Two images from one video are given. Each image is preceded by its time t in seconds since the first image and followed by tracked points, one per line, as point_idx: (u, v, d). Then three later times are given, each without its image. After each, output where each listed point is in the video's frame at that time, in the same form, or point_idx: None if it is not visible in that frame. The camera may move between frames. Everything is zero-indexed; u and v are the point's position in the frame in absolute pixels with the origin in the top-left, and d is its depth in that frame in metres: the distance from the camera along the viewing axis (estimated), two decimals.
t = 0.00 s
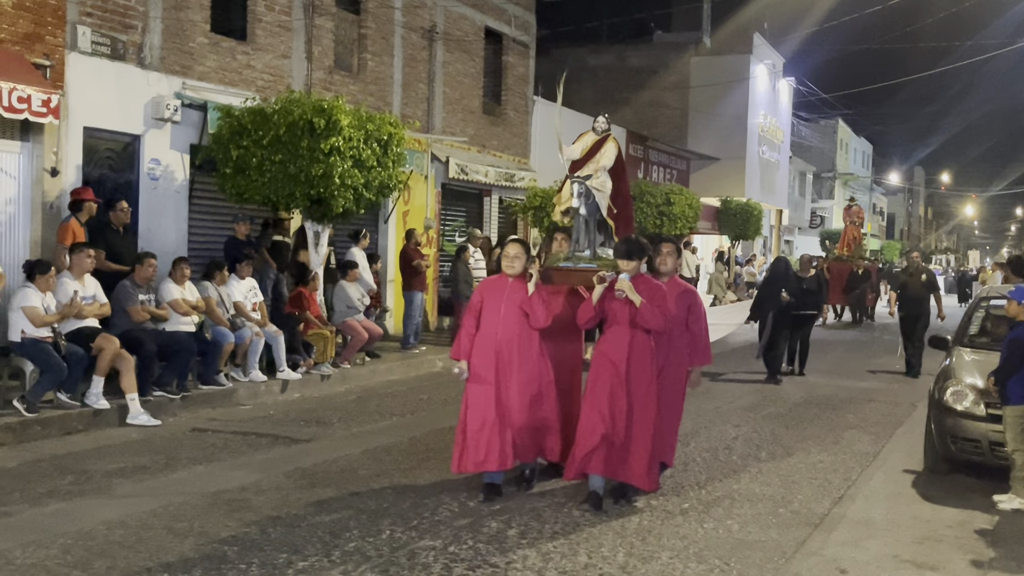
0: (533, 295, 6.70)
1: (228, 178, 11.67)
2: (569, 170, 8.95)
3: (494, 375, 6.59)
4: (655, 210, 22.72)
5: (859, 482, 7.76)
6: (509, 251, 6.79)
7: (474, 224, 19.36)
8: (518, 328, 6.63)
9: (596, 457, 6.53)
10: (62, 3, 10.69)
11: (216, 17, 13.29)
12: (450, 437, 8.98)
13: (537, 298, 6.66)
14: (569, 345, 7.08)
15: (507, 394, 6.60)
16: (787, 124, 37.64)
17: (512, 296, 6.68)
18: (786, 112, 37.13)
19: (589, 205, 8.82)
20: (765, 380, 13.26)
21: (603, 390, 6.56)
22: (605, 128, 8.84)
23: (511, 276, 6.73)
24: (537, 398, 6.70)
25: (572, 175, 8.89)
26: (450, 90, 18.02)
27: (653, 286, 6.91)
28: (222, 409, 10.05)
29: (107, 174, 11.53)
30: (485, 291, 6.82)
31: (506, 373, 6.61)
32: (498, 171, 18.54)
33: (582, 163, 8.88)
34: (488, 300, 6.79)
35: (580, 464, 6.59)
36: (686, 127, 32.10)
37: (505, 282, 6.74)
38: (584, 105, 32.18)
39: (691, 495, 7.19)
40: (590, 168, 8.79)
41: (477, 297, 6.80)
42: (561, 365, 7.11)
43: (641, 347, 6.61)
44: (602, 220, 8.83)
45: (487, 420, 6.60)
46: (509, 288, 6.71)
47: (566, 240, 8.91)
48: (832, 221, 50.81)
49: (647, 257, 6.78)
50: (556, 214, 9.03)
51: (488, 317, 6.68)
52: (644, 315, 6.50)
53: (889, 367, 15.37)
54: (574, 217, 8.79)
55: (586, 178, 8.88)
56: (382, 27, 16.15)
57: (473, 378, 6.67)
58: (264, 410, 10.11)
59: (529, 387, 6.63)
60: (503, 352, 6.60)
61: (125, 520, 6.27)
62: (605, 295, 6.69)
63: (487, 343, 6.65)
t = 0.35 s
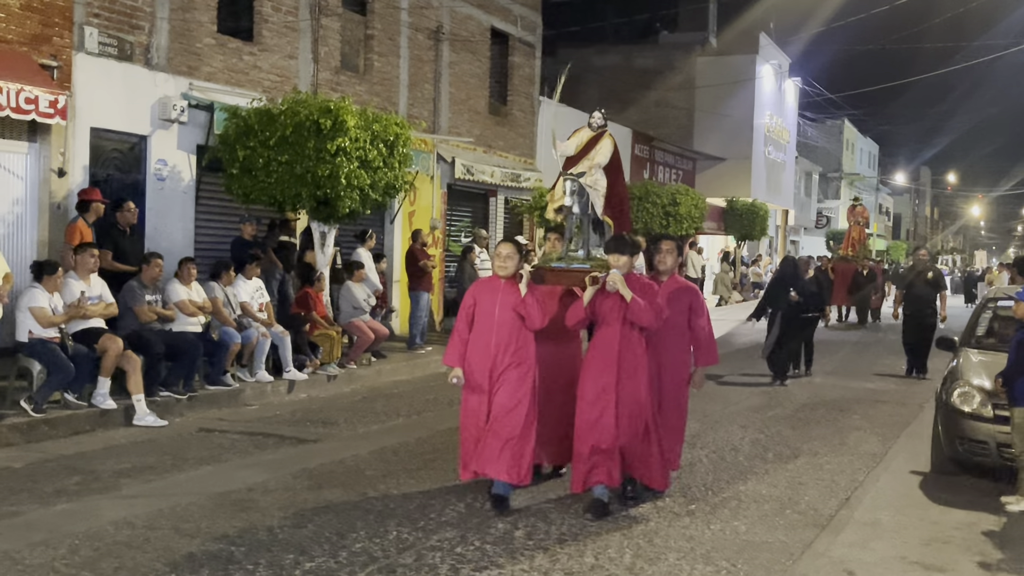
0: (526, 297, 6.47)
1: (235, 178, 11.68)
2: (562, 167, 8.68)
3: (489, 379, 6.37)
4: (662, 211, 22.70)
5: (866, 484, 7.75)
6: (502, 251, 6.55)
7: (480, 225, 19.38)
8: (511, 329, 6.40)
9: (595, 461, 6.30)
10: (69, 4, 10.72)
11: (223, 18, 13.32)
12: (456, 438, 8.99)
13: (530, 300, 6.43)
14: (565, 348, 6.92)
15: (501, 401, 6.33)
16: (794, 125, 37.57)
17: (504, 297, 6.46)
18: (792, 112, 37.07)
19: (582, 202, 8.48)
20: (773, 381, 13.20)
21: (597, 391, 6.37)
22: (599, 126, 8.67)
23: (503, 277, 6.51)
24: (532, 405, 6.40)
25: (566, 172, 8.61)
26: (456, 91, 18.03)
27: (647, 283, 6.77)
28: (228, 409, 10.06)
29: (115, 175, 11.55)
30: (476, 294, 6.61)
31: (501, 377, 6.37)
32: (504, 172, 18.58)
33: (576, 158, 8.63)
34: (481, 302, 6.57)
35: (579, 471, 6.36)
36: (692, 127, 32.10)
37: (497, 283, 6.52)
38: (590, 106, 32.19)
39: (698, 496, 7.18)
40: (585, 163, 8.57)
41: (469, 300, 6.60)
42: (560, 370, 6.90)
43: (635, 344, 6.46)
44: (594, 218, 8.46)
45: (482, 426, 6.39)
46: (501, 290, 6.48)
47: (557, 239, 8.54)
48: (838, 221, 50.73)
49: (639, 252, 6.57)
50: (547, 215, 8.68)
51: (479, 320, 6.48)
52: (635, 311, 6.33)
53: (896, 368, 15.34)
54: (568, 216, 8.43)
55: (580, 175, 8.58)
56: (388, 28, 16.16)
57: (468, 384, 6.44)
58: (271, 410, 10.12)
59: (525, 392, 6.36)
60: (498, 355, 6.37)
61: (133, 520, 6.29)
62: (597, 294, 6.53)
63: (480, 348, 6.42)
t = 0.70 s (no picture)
0: (522, 298, 6.32)
1: (242, 178, 11.69)
2: (551, 165, 8.48)
3: (488, 384, 6.22)
4: (669, 211, 22.65)
5: (874, 484, 7.72)
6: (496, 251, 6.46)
7: (487, 225, 19.38)
8: (509, 332, 6.25)
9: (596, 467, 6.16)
10: (77, 4, 10.74)
11: (230, 18, 13.33)
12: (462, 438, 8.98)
13: (527, 302, 6.29)
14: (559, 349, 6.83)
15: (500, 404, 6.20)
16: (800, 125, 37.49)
17: (501, 299, 6.32)
18: (799, 111, 36.99)
19: (573, 198, 8.30)
20: (776, 384, 13.17)
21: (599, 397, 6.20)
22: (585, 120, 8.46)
23: (500, 278, 6.38)
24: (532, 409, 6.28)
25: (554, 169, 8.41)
26: (463, 91, 18.03)
27: (648, 286, 6.57)
28: (236, 409, 10.07)
29: (122, 175, 11.57)
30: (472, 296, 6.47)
31: (500, 381, 6.23)
32: (510, 172, 18.76)
33: (562, 154, 8.41)
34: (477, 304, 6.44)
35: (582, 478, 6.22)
36: (698, 127, 32.15)
37: (494, 285, 6.39)
38: (596, 106, 32.15)
39: (706, 496, 7.17)
40: (572, 159, 8.35)
41: (466, 302, 6.48)
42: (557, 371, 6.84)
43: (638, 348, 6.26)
44: (586, 214, 8.30)
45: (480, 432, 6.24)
46: (498, 291, 6.36)
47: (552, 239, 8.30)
48: (845, 221, 50.61)
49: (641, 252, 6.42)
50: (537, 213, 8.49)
51: (477, 322, 6.34)
52: (637, 317, 6.14)
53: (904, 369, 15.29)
54: (558, 214, 8.25)
55: (569, 171, 8.37)
56: (395, 28, 16.16)
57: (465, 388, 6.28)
58: (278, 410, 10.13)
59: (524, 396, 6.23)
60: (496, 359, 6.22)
61: (141, 519, 6.29)
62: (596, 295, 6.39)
63: (478, 351, 6.28)
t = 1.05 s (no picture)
0: (511, 301, 6.16)
1: (250, 180, 11.71)
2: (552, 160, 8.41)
3: (475, 390, 6.05)
4: (676, 212, 22.65)
5: (882, 486, 7.71)
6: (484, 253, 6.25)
7: (494, 226, 19.40)
8: (496, 336, 6.09)
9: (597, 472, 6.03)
10: (86, 6, 10.78)
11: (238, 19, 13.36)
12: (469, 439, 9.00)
13: (516, 304, 6.14)
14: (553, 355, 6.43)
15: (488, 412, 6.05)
16: (808, 126, 37.44)
17: (488, 302, 6.16)
18: (806, 113, 36.95)
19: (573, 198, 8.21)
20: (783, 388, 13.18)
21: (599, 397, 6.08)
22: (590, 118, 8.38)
23: (486, 282, 6.20)
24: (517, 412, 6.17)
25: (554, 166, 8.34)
26: (470, 92, 18.04)
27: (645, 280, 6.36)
28: (243, 410, 10.09)
29: (130, 176, 11.60)
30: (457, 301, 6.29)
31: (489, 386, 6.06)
32: (517, 173, 18.76)
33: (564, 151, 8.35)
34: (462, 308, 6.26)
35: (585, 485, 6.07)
36: (705, 127, 32.15)
37: (479, 289, 6.20)
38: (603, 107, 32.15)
39: (713, 497, 7.17)
40: (574, 157, 8.28)
41: (450, 307, 6.29)
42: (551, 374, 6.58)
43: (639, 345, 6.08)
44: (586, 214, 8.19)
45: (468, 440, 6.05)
46: (484, 294, 6.18)
47: (545, 240, 8.17)
48: (853, 223, 50.53)
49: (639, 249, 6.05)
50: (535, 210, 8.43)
51: (462, 327, 6.17)
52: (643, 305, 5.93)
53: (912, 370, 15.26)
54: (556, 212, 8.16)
55: (569, 169, 8.27)
56: (402, 30, 16.19)
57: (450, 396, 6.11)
58: (285, 411, 10.15)
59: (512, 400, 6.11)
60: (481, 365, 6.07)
61: (150, 520, 6.31)
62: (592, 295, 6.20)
63: (463, 357, 6.11)
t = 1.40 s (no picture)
0: (496, 306, 6.04)
1: (256, 184, 11.74)
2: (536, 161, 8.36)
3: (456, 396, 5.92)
4: (682, 215, 22.65)
5: (889, 490, 7.69)
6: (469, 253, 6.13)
7: (500, 230, 19.41)
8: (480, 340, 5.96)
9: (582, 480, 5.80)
10: (94, 11, 10.81)
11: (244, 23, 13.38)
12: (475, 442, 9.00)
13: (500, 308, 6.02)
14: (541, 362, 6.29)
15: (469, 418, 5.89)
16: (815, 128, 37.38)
17: (472, 305, 6.03)
18: (813, 115, 36.89)
19: (557, 201, 8.13)
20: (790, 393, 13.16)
21: (586, 404, 5.85)
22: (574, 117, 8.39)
23: (470, 285, 6.09)
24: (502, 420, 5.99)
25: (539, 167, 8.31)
26: (476, 96, 18.06)
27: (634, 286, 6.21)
28: (250, 413, 10.11)
29: (138, 180, 11.63)
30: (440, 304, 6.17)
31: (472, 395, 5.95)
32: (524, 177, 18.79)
33: (548, 152, 8.32)
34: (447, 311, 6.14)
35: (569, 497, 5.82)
36: (712, 130, 32.12)
37: (464, 292, 6.10)
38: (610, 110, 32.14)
39: (720, 502, 7.14)
40: (560, 157, 8.25)
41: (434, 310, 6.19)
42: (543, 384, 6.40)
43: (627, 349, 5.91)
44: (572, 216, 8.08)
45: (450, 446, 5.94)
46: (468, 298, 6.06)
47: (534, 243, 7.91)
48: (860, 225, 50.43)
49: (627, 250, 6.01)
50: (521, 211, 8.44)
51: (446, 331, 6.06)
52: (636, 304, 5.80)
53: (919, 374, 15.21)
54: (541, 215, 8.09)
55: (554, 170, 8.23)
56: (409, 33, 16.21)
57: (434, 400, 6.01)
58: (292, 415, 10.16)
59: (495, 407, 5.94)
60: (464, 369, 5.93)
61: (158, 524, 6.32)
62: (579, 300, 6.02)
63: (447, 361, 5.99)
